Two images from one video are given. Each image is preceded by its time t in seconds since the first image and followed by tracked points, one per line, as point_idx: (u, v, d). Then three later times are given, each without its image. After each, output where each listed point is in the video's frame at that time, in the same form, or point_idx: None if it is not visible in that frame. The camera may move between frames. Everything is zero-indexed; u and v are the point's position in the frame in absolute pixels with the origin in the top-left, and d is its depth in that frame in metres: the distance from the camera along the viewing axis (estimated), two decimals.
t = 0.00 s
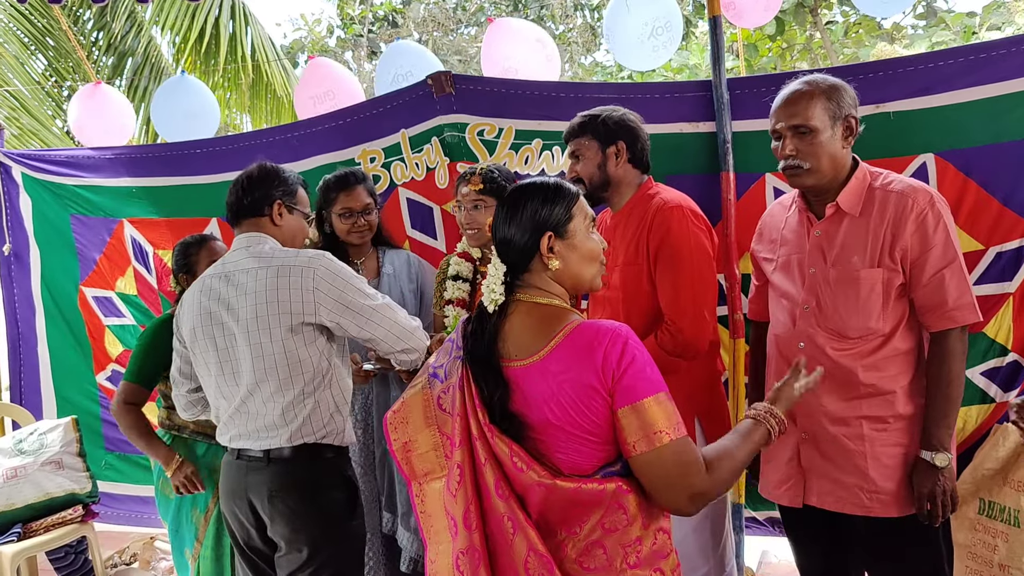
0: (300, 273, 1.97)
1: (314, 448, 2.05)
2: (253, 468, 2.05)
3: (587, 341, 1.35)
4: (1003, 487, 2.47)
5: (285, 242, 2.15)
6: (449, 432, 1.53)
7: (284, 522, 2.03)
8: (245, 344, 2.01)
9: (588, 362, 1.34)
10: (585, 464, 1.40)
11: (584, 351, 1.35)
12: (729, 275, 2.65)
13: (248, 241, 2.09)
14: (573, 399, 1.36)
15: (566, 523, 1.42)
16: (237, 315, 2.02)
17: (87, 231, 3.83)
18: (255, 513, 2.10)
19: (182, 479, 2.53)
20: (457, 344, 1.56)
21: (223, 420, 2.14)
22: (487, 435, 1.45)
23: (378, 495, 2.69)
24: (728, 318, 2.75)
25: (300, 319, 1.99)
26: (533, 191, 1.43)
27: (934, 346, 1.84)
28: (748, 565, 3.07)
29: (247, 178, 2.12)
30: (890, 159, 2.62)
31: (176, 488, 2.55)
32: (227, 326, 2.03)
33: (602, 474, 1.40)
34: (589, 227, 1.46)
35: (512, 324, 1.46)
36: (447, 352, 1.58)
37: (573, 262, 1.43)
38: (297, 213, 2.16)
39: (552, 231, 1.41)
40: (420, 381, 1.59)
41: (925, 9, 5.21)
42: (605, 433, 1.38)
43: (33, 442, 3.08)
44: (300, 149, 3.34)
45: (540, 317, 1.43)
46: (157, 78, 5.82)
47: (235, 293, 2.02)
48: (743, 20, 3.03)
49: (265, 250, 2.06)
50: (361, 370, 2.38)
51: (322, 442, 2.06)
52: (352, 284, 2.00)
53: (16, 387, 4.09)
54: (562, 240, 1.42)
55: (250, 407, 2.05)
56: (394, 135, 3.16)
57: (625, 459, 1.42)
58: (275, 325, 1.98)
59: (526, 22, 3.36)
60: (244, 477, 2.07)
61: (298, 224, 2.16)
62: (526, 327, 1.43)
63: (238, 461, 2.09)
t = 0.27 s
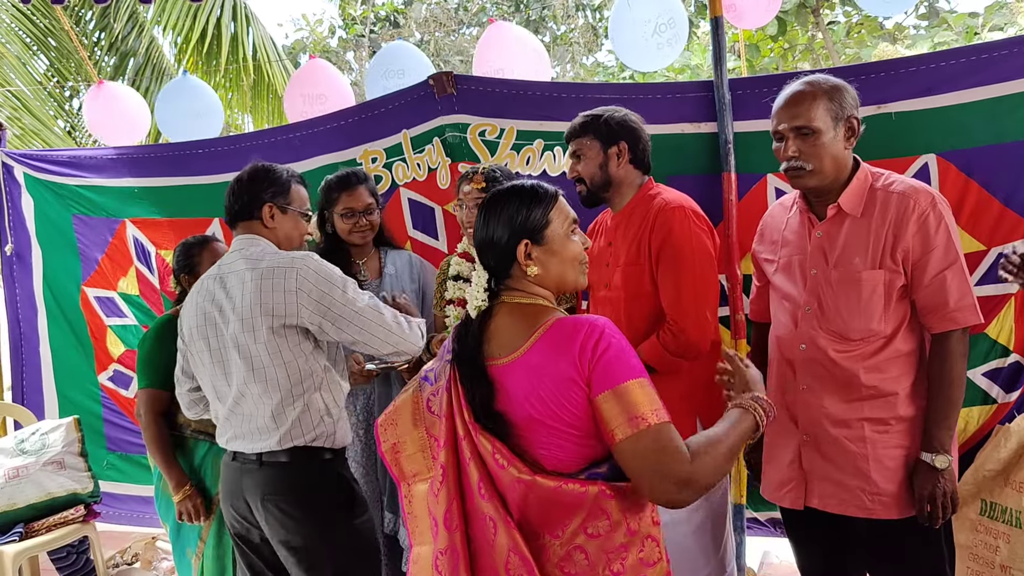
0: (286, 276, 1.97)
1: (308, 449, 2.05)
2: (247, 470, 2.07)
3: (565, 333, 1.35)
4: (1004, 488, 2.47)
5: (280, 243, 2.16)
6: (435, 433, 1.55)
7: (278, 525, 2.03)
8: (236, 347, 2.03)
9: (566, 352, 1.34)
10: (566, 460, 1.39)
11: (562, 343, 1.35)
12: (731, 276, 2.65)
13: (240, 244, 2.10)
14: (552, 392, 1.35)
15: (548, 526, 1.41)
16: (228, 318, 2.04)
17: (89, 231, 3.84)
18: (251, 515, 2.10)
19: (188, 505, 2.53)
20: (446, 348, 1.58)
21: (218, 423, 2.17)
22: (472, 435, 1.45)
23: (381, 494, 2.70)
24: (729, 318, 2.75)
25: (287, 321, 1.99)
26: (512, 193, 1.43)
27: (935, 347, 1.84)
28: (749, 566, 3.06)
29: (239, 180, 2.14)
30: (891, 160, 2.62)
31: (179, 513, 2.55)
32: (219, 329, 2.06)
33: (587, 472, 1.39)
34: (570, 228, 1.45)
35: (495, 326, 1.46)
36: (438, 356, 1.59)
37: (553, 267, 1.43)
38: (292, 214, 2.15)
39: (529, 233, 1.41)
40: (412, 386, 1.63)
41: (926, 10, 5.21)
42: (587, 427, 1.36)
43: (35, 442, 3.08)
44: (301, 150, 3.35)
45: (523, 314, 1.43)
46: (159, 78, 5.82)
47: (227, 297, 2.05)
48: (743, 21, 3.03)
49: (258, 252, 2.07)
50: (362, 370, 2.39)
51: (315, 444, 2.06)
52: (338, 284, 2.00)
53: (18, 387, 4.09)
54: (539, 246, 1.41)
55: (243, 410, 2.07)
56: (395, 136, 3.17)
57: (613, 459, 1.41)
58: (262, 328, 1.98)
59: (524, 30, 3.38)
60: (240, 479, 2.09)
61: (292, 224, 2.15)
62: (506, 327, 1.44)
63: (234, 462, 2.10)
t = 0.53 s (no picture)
0: (303, 273, 1.91)
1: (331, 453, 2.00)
2: (268, 475, 2.03)
3: (561, 339, 1.36)
4: (1004, 488, 2.47)
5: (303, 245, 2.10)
6: (431, 443, 1.52)
7: (300, 531, 1.99)
8: (257, 347, 1.99)
9: (561, 358, 1.34)
10: (558, 467, 1.39)
11: (557, 349, 1.35)
12: (731, 276, 2.65)
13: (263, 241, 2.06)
14: (547, 397, 1.35)
15: (541, 536, 1.41)
16: (250, 318, 2.00)
17: (90, 232, 3.84)
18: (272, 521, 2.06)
19: (178, 509, 2.54)
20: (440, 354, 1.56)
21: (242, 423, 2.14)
22: (465, 443, 1.45)
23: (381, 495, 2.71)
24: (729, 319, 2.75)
25: (308, 318, 1.94)
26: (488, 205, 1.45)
27: (933, 348, 1.84)
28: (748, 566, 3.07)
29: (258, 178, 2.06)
30: (891, 160, 2.62)
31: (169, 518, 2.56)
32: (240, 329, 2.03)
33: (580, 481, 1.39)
34: (560, 233, 1.45)
35: (488, 332, 1.46)
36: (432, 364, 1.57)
37: (544, 272, 1.43)
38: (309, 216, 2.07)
39: (521, 238, 1.41)
40: (406, 395, 1.59)
41: (927, 10, 5.22)
42: (581, 434, 1.36)
43: (35, 443, 3.09)
44: (301, 150, 3.35)
45: (516, 317, 1.43)
46: (159, 79, 5.82)
47: (248, 297, 2.02)
48: (743, 22, 3.03)
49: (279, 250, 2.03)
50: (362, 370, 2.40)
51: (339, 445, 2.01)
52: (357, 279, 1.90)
53: (19, 387, 4.10)
54: (530, 250, 1.42)
55: (266, 410, 2.04)
56: (396, 136, 3.17)
57: (606, 468, 1.41)
58: (283, 325, 1.94)
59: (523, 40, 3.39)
60: (261, 483, 2.05)
61: (313, 224, 2.08)
62: (496, 332, 1.44)
63: (253, 466, 2.07)
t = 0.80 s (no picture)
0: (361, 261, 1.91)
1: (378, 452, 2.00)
2: (316, 478, 2.00)
3: (597, 349, 1.36)
4: (1001, 488, 2.47)
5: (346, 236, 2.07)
6: (452, 440, 1.53)
7: (349, 533, 1.99)
8: (306, 340, 1.95)
9: (599, 369, 1.35)
10: (589, 473, 1.41)
11: (594, 359, 1.36)
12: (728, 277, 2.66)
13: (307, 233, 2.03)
14: (584, 406, 1.36)
15: (572, 536, 1.43)
16: (298, 312, 1.96)
17: (88, 233, 3.84)
18: (315, 524, 2.04)
19: (161, 517, 2.59)
20: (462, 352, 1.56)
21: (282, 422, 2.09)
22: (492, 445, 1.46)
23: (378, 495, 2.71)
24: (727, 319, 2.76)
25: (363, 311, 1.93)
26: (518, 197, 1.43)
27: (927, 348, 1.86)
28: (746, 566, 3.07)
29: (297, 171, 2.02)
30: (888, 162, 2.63)
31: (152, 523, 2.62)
32: (286, 323, 1.98)
33: (609, 484, 1.41)
34: (591, 231, 1.45)
35: (517, 332, 1.46)
36: (452, 359, 1.57)
37: (576, 271, 1.44)
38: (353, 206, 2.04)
39: (555, 237, 1.41)
40: (422, 388, 1.59)
41: (925, 11, 5.22)
42: (616, 442, 1.39)
43: (33, 444, 3.08)
44: (300, 151, 3.35)
45: (547, 322, 1.43)
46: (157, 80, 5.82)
47: (296, 290, 1.98)
48: (740, 23, 3.04)
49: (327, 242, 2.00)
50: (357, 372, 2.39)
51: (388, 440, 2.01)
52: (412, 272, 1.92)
53: (17, 389, 4.10)
54: (564, 249, 1.42)
55: (312, 406, 2.00)
56: (393, 137, 3.17)
57: (634, 471, 1.44)
58: (339, 318, 1.93)
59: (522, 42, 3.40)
60: (307, 486, 2.02)
61: (358, 215, 2.06)
62: (529, 332, 1.44)
63: (299, 469, 2.03)
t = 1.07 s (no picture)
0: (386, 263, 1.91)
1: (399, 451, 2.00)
2: (335, 480, 2.00)
3: (623, 349, 1.35)
4: (996, 487, 2.48)
5: (364, 233, 2.06)
6: (473, 430, 1.53)
7: (369, 536, 1.99)
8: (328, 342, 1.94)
9: (627, 368, 1.34)
10: (607, 467, 1.40)
11: (620, 358, 1.35)
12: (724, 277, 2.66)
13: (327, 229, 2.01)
14: (608, 401, 1.36)
15: (589, 528, 1.42)
16: (318, 313, 1.95)
17: (83, 233, 3.83)
18: (333, 525, 2.05)
19: (159, 515, 2.58)
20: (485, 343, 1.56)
21: (299, 423, 2.08)
22: (508, 437, 1.45)
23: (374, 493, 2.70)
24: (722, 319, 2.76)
25: (384, 311, 1.93)
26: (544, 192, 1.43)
27: (920, 347, 1.87)
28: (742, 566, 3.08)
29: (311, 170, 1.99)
30: (882, 161, 2.63)
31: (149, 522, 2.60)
32: (307, 325, 1.96)
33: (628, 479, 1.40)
34: (622, 230, 1.44)
35: (541, 323, 1.46)
36: (474, 348, 1.57)
37: (604, 269, 1.43)
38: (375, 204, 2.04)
39: (585, 233, 1.40)
40: (445, 377, 1.59)
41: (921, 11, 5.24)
42: (641, 437, 1.39)
43: (28, 444, 3.08)
44: (296, 151, 3.35)
45: (573, 319, 1.43)
46: (152, 80, 5.81)
47: (315, 292, 1.96)
48: (736, 23, 3.04)
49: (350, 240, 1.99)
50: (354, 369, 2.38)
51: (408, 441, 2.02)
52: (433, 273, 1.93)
53: (12, 389, 4.09)
54: (592, 246, 1.41)
55: (332, 409, 1.99)
56: (389, 137, 3.17)
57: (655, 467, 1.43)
58: (360, 319, 1.92)
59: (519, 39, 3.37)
60: (326, 489, 2.02)
61: (376, 211, 2.04)
62: (552, 326, 1.44)
63: (316, 472, 2.03)
